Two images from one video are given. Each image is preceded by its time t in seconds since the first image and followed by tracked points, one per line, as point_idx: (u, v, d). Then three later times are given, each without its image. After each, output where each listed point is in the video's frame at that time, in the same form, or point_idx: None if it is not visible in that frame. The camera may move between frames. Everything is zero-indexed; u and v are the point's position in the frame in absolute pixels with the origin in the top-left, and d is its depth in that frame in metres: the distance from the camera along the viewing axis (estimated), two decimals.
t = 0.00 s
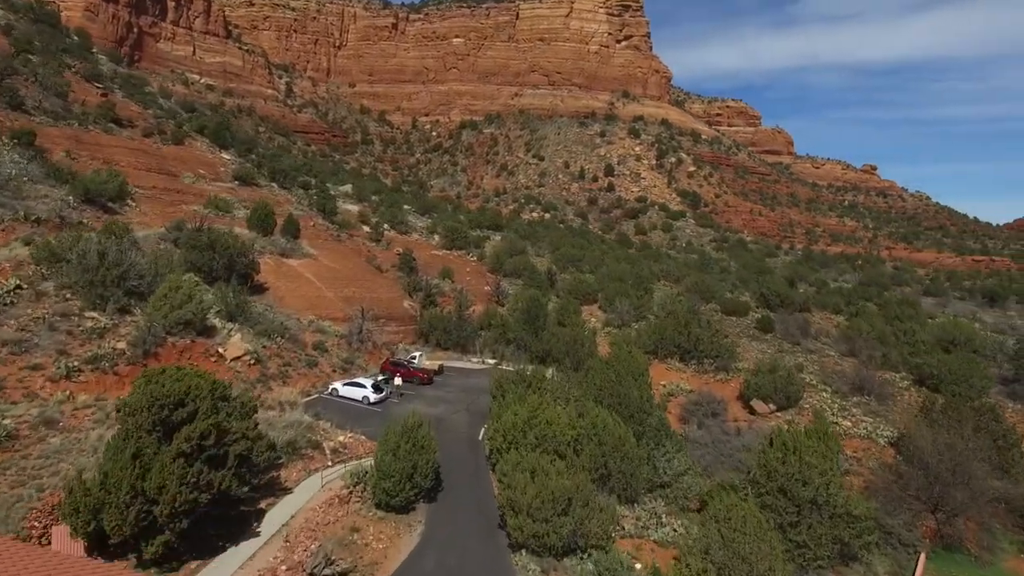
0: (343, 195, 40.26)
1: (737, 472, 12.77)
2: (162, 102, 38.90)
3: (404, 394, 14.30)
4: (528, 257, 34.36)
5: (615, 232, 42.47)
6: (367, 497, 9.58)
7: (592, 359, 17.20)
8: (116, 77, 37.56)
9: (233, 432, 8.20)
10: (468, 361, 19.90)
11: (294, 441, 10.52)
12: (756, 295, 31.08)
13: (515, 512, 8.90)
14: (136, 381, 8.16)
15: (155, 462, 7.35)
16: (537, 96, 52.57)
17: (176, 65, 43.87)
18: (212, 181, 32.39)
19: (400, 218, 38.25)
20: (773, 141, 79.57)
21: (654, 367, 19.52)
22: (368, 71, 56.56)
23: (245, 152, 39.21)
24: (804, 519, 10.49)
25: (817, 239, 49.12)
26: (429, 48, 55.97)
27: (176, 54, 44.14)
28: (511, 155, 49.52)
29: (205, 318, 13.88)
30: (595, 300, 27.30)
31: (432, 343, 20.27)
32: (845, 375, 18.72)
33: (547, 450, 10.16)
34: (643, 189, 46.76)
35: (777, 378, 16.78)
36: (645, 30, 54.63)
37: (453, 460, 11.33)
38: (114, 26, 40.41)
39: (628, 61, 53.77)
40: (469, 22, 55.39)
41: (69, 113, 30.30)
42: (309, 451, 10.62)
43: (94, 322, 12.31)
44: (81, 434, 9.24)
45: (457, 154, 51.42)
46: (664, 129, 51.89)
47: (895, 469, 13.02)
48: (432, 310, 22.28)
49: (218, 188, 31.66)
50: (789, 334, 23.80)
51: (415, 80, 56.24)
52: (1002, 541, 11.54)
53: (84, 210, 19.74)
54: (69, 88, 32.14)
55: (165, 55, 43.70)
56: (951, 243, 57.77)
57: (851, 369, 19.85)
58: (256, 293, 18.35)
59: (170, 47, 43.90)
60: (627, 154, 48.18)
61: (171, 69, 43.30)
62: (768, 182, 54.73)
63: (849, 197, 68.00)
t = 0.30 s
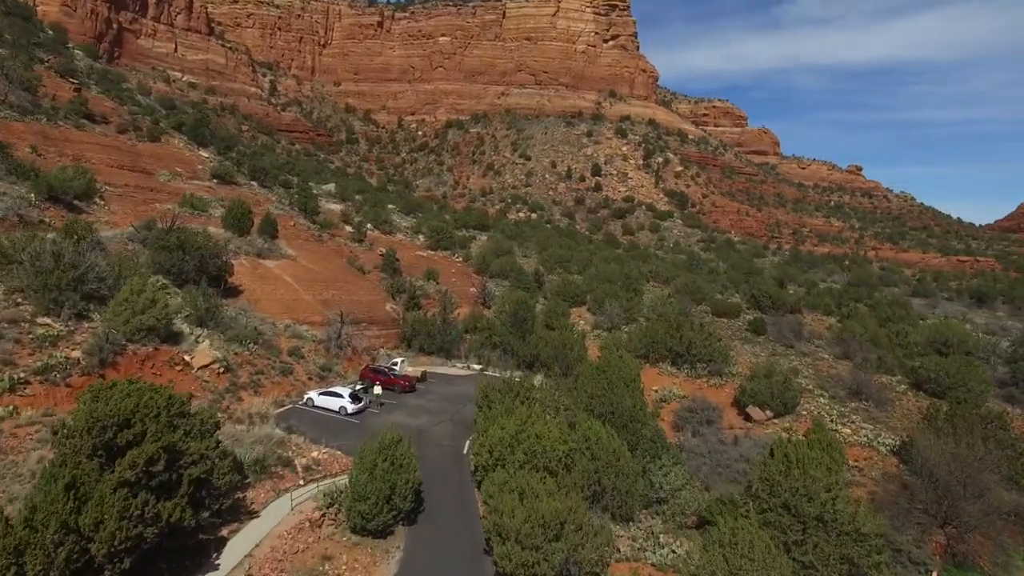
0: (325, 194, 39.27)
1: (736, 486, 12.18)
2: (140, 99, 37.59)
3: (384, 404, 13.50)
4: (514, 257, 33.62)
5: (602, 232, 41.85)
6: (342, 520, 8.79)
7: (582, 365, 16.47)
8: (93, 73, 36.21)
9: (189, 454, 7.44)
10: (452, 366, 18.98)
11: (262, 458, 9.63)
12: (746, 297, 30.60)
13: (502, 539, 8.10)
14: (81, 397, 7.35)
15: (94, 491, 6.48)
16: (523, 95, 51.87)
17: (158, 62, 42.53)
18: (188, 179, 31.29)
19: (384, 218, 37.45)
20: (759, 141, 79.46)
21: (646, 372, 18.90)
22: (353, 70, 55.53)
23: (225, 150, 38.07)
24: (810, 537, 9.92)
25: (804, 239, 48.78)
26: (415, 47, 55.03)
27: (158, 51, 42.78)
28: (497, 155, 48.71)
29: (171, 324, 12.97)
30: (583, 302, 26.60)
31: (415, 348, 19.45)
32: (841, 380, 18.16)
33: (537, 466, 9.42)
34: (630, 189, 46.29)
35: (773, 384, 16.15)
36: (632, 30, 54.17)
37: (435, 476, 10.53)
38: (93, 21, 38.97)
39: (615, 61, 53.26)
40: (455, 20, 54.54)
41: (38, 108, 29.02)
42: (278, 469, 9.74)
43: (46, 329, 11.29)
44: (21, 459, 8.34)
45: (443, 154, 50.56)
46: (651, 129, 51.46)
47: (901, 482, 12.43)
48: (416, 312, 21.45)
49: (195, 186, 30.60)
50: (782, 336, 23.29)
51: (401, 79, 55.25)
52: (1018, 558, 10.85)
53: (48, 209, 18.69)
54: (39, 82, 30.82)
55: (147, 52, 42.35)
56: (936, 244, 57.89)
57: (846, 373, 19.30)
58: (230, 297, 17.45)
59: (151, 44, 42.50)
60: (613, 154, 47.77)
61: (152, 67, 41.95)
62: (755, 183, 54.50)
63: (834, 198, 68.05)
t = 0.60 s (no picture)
0: (304, 193, 38.11)
1: (737, 502, 11.50)
2: (112, 93, 36.12)
3: (360, 416, 12.60)
4: (499, 258, 32.78)
5: (588, 232, 41.11)
6: (308, 551, 7.87)
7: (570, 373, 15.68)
8: (63, 67, 34.67)
9: (127, 486, 6.55)
10: (434, 373, 17.67)
11: (220, 481, 8.68)
12: (734, 299, 30.04)
13: None
14: None
15: None
16: (507, 94, 51.09)
17: (135, 58, 41.09)
18: (160, 177, 30.03)
19: (365, 218, 36.49)
20: (743, 142, 79.30)
21: (636, 377, 18.21)
22: (335, 68, 54.29)
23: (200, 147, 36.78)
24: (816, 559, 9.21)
25: (788, 240, 48.08)
26: (398, 45, 54.03)
27: (136, 47, 41.34)
28: (482, 154, 47.58)
29: (126, 331, 11.98)
30: (570, 305, 25.80)
31: (393, 353, 18.02)
32: (837, 385, 17.53)
33: (524, 490, 8.58)
34: (615, 189, 45.74)
35: (768, 390, 15.47)
36: (617, 29, 53.69)
37: (413, 498, 9.66)
38: (66, 15, 37.18)
39: (600, 60, 52.79)
40: (439, 19, 53.65)
41: None
42: (238, 493, 8.80)
43: None
44: None
45: (427, 153, 49.32)
46: (636, 129, 50.99)
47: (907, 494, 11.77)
48: (397, 316, 20.54)
49: (167, 184, 29.37)
50: (773, 339, 22.71)
51: (385, 77, 54.08)
52: None
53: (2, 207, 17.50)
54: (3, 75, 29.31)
55: (124, 47, 40.85)
56: (919, 244, 58.01)
57: (841, 377, 18.70)
58: (198, 301, 16.44)
59: (129, 40, 41.00)
60: (598, 154, 47.42)
61: (129, 62, 40.48)
62: (739, 183, 54.26)
63: (818, 198, 68.08)
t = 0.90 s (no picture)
0: (286, 192, 37.10)
1: (738, 517, 10.90)
2: (87, 89, 34.87)
3: (337, 427, 11.80)
4: (485, 258, 32.01)
5: (575, 232, 40.44)
6: None
7: (561, 380, 14.99)
8: (35, 60, 33.38)
9: (56, 522, 5.75)
10: (417, 379, 16.76)
11: (176, 506, 7.84)
12: (725, 299, 29.55)
13: None
14: None
15: None
16: (493, 94, 50.37)
17: (114, 54, 39.86)
18: (133, 174, 28.92)
19: (348, 218, 35.56)
20: (730, 142, 79.18)
21: (627, 382, 17.57)
22: (320, 66, 53.20)
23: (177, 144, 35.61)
24: None
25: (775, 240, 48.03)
26: (384, 44, 53.04)
27: (115, 43, 40.08)
28: (468, 153, 46.84)
29: (80, 337, 11.07)
30: (558, 307, 25.10)
31: (375, 357, 17.21)
32: (834, 390, 16.95)
33: (513, 514, 7.85)
34: (602, 189, 45.18)
35: (765, 396, 14.85)
36: (604, 29, 53.21)
37: (392, 520, 8.90)
38: (41, 8, 35.86)
39: (587, 60, 52.24)
40: (425, 17, 52.81)
41: None
42: (198, 519, 7.93)
43: None
44: None
45: (412, 151, 48.34)
46: (623, 129, 50.49)
47: (913, 505, 11.11)
48: (379, 320, 19.69)
49: (141, 182, 28.28)
50: (766, 342, 22.18)
51: (370, 76, 53.04)
52: None
53: None
54: None
55: (102, 42, 39.56)
56: (904, 244, 58.04)
57: (837, 381, 18.17)
58: (166, 305, 15.52)
59: (107, 35, 39.73)
60: (585, 154, 46.89)
61: (108, 58, 39.23)
62: (726, 184, 53.97)
63: (804, 199, 68.04)
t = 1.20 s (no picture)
0: (267, 191, 36.10)
1: (740, 535, 10.28)
2: (62, 84, 33.61)
3: (311, 441, 11.05)
4: (471, 259, 31.25)
5: (562, 232, 39.76)
6: None
7: (550, 388, 14.28)
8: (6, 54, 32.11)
9: None
10: (400, 386, 15.84)
11: (126, 536, 7.01)
12: (715, 300, 29.04)
13: None
14: None
15: None
16: (480, 93, 49.59)
17: (94, 51, 38.63)
18: (107, 172, 27.84)
19: (332, 217, 34.66)
20: (717, 142, 79.03)
21: (620, 388, 16.89)
22: (305, 65, 52.12)
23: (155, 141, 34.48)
24: None
25: (763, 240, 47.71)
26: (370, 42, 51.95)
27: (95, 39, 38.86)
28: (454, 153, 46.02)
29: (29, 344, 10.22)
30: (547, 309, 24.40)
31: (357, 363, 16.23)
32: (832, 394, 16.37)
33: (498, 543, 7.12)
34: (589, 188, 44.59)
35: (763, 403, 14.26)
36: (591, 28, 52.66)
37: (368, 544, 8.13)
38: (16, 2, 34.56)
39: (574, 59, 51.61)
40: (412, 15, 51.89)
41: None
42: (150, 550, 7.08)
43: None
44: None
45: (398, 151, 47.42)
46: (611, 129, 49.96)
47: (923, 518, 10.53)
48: (361, 323, 18.83)
49: (114, 179, 27.21)
50: (760, 344, 21.64)
51: (356, 75, 51.98)
52: None
53: None
54: None
55: (81, 39, 38.28)
56: (891, 245, 58.06)
57: (834, 385, 17.63)
58: (133, 309, 14.62)
59: (87, 31, 38.50)
60: (572, 153, 46.27)
61: (87, 55, 37.99)
62: (714, 184, 53.61)
63: (790, 199, 67.93)
